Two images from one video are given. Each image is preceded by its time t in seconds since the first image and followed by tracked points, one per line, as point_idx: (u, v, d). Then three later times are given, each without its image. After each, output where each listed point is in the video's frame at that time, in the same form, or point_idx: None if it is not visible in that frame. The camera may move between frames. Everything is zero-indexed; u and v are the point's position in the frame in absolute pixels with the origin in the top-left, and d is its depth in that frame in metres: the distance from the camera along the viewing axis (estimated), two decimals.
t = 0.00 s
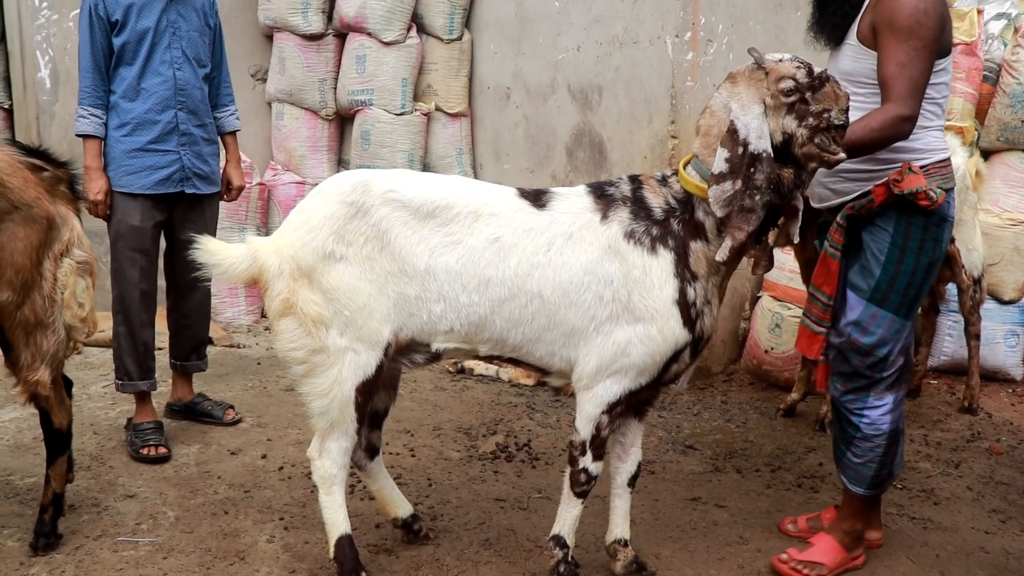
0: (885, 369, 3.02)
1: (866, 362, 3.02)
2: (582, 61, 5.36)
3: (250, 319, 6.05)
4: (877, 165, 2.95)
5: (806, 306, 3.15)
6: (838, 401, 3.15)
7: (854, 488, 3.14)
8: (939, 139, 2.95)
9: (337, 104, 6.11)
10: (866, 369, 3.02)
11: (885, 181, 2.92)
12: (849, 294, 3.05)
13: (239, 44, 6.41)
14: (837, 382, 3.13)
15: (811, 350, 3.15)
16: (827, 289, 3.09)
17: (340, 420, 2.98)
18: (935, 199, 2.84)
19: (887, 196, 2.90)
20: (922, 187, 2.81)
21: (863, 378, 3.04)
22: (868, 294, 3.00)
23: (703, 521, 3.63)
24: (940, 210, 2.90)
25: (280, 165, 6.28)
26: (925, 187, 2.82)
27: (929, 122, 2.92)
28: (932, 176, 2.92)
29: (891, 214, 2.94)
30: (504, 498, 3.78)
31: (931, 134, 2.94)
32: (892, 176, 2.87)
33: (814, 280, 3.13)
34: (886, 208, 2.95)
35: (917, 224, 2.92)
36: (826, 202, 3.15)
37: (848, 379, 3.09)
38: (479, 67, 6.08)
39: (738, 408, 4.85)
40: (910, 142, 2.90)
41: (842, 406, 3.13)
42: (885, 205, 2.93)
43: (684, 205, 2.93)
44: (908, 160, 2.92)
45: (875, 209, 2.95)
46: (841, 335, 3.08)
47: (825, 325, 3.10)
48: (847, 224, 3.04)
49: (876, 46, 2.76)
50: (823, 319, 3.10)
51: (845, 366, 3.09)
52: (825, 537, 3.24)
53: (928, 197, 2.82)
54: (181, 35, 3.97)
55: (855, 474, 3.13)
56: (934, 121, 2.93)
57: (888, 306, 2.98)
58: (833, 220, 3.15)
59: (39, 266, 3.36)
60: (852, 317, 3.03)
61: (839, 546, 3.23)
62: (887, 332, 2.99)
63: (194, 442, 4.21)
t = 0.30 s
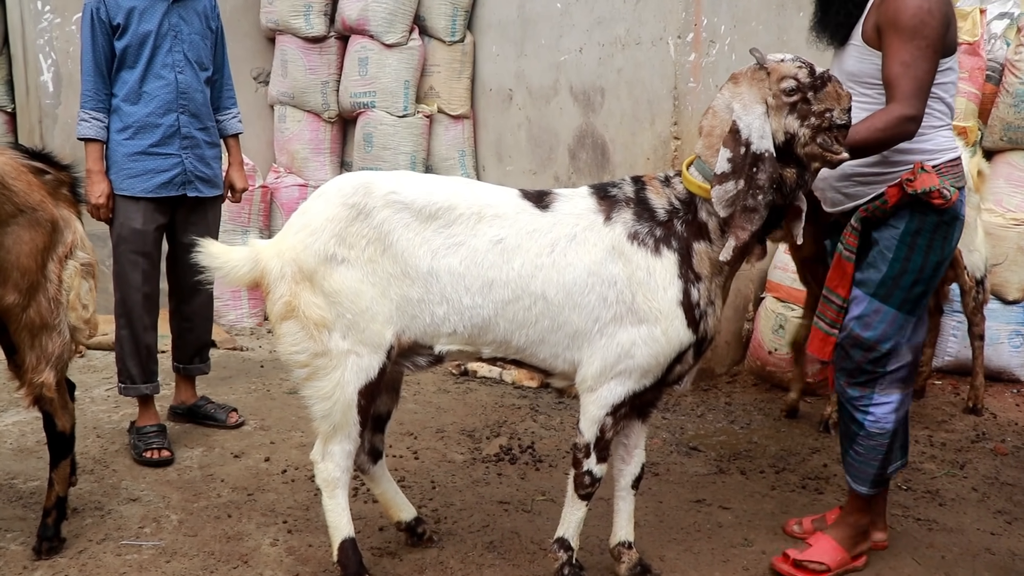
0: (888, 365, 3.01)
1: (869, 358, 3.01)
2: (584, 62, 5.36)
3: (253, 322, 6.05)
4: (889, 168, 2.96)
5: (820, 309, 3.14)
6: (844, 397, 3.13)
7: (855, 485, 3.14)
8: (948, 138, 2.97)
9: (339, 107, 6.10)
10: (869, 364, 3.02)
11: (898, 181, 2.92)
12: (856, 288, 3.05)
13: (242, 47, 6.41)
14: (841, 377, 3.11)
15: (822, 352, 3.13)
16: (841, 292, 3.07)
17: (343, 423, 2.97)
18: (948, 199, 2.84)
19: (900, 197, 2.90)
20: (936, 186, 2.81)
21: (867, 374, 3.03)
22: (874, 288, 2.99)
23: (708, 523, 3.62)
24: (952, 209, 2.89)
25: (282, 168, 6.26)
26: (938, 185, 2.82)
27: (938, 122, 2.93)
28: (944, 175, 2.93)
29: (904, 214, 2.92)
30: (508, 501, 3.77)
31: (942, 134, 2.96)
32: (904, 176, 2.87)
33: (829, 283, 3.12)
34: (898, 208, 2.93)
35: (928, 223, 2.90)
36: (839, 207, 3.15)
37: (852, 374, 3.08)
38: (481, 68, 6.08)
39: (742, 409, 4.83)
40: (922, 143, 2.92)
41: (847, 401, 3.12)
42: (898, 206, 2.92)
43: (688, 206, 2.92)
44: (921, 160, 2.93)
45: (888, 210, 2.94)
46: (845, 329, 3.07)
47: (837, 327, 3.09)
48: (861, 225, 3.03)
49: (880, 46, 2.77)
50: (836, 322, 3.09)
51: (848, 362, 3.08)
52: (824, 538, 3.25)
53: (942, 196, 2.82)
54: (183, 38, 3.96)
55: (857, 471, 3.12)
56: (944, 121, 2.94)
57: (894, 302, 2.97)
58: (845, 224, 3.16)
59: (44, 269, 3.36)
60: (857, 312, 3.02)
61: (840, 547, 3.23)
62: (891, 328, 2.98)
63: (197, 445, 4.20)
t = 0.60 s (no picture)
0: (889, 361, 3.00)
1: (871, 353, 2.98)
2: (586, 63, 5.36)
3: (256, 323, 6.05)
4: (890, 165, 2.96)
5: (818, 306, 3.14)
6: (843, 394, 3.11)
7: (858, 478, 3.14)
8: (950, 138, 2.97)
9: (341, 108, 6.10)
10: (871, 360, 2.99)
11: (899, 179, 2.92)
12: (857, 284, 3.03)
13: (244, 48, 6.41)
14: (841, 375, 3.08)
15: (818, 349, 3.14)
16: (840, 289, 3.08)
17: (345, 426, 2.97)
18: (949, 198, 2.83)
19: (902, 195, 2.89)
20: (938, 185, 2.80)
21: (869, 370, 3.01)
22: (877, 283, 2.97)
23: (711, 524, 3.61)
24: (953, 208, 2.90)
25: (284, 169, 6.27)
26: (940, 184, 2.81)
27: (941, 121, 2.93)
28: (947, 174, 2.93)
29: (905, 212, 2.92)
30: (510, 502, 3.77)
31: (945, 134, 2.96)
32: (907, 174, 2.87)
33: (828, 280, 3.13)
34: (900, 205, 2.93)
35: (929, 220, 2.90)
36: (841, 203, 3.15)
37: (852, 372, 3.04)
38: (483, 69, 6.07)
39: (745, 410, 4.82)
40: (925, 142, 2.91)
41: (848, 398, 3.09)
42: (900, 203, 2.91)
43: (690, 206, 2.92)
44: (924, 159, 2.92)
45: (890, 208, 2.94)
46: (846, 325, 3.04)
47: (836, 324, 3.09)
48: (862, 223, 3.03)
49: (886, 43, 2.77)
50: (835, 320, 3.09)
51: (848, 358, 3.04)
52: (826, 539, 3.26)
53: (944, 195, 2.81)
54: (185, 39, 3.96)
55: (859, 464, 3.13)
56: (947, 120, 2.94)
57: (896, 297, 2.95)
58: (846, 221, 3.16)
59: (48, 270, 3.36)
60: (859, 307, 2.99)
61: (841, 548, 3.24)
62: (892, 323, 2.96)
63: (199, 447, 4.20)
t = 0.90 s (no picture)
0: (866, 357, 3.00)
1: (848, 348, 2.99)
2: (586, 63, 5.37)
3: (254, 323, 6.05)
4: (886, 159, 2.96)
5: (800, 297, 3.12)
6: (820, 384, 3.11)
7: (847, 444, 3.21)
8: (947, 137, 2.97)
9: (340, 107, 6.09)
10: (846, 355, 3.00)
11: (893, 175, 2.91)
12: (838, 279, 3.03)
13: (243, 48, 6.41)
14: (817, 367, 3.08)
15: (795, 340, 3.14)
16: (822, 282, 3.07)
17: (342, 426, 2.97)
18: (942, 195, 2.83)
19: (893, 190, 2.89)
20: (929, 182, 2.80)
21: (845, 365, 3.01)
22: (858, 279, 2.97)
23: (709, 524, 3.61)
24: (943, 209, 2.89)
25: (283, 169, 6.26)
26: (931, 182, 2.80)
27: (939, 118, 2.93)
28: (940, 173, 2.93)
29: (895, 209, 2.92)
30: (508, 502, 3.76)
31: (942, 131, 2.96)
32: (900, 169, 2.86)
33: (812, 273, 3.11)
34: (891, 202, 2.93)
35: (918, 219, 2.90)
36: (832, 197, 3.16)
37: (827, 366, 3.05)
38: (482, 69, 6.07)
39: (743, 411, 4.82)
40: (922, 138, 2.91)
41: (825, 386, 3.09)
42: (891, 200, 2.92)
43: (689, 207, 2.91)
44: (920, 155, 2.93)
45: (880, 204, 2.94)
46: (821, 318, 3.04)
47: (815, 317, 3.07)
48: (852, 218, 3.03)
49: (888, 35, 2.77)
50: (815, 312, 3.07)
51: (824, 349, 3.04)
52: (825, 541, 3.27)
53: (935, 193, 2.81)
54: (183, 38, 3.96)
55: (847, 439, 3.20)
56: (945, 118, 2.95)
57: (875, 294, 2.96)
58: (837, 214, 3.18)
59: (47, 270, 3.36)
60: (837, 302, 3.00)
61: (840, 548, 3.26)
62: (869, 320, 2.97)
63: (198, 447, 4.20)
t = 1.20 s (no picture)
0: (879, 362, 2.98)
1: (862, 352, 2.97)
2: (587, 63, 5.45)
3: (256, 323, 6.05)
4: (894, 156, 2.94)
5: (812, 302, 3.09)
6: (832, 390, 3.08)
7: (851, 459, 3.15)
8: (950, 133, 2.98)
9: (342, 108, 6.09)
10: (859, 360, 2.98)
11: (902, 173, 2.89)
12: (849, 281, 3.00)
13: (245, 49, 6.42)
14: (830, 373, 3.05)
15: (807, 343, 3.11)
16: (835, 284, 3.04)
17: (345, 426, 2.99)
18: (951, 191, 2.83)
19: (903, 188, 2.87)
20: (939, 178, 2.81)
21: (858, 370, 2.99)
22: (869, 281, 2.96)
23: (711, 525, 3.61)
24: (951, 207, 2.88)
25: (285, 169, 6.27)
26: (941, 178, 2.81)
27: (943, 114, 2.94)
28: (947, 170, 2.94)
29: (904, 208, 2.90)
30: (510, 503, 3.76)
31: (945, 128, 2.97)
32: (909, 167, 2.86)
33: (822, 275, 3.08)
34: (899, 201, 2.91)
35: (926, 218, 2.88)
36: (838, 197, 3.12)
37: (840, 372, 3.02)
38: (485, 70, 6.06)
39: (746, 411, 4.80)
40: (928, 135, 2.92)
41: (837, 393, 3.06)
42: (900, 198, 2.89)
43: (691, 207, 2.91)
44: (927, 153, 2.92)
45: (889, 203, 2.92)
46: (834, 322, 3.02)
47: (827, 320, 3.04)
48: (861, 218, 3.00)
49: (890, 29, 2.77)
50: (829, 316, 3.05)
51: (839, 353, 3.01)
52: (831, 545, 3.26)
53: (945, 188, 2.81)
54: (185, 39, 3.96)
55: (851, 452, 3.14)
56: (946, 115, 2.96)
57: (886, 296, 2.94)
58: (844, 215, 3.13)
59: (49, 271, 3.37)
60: (849, 306, 2.99)
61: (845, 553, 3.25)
62: (881, 323, 2.95)
63: (200, 447, 4.20)
